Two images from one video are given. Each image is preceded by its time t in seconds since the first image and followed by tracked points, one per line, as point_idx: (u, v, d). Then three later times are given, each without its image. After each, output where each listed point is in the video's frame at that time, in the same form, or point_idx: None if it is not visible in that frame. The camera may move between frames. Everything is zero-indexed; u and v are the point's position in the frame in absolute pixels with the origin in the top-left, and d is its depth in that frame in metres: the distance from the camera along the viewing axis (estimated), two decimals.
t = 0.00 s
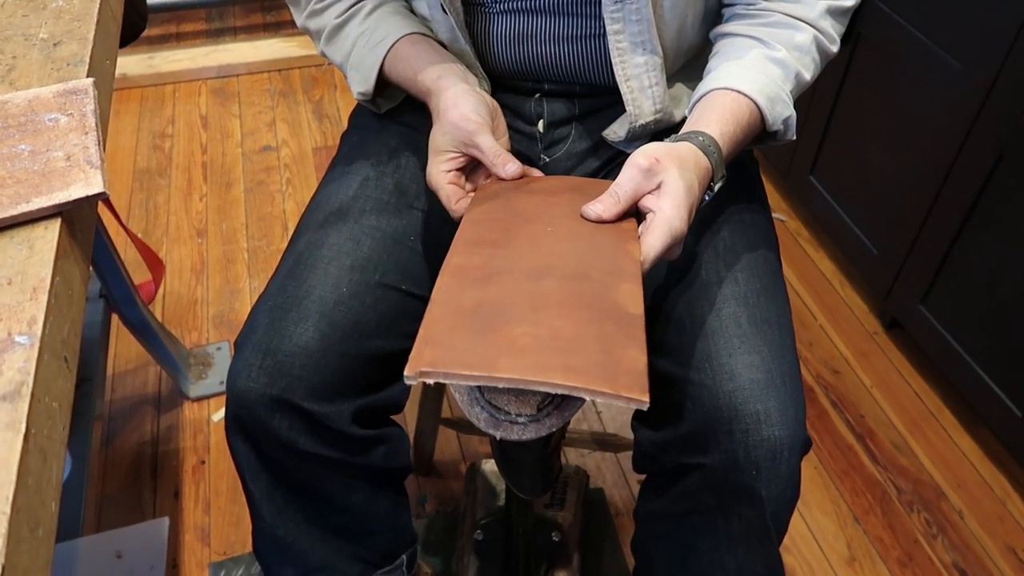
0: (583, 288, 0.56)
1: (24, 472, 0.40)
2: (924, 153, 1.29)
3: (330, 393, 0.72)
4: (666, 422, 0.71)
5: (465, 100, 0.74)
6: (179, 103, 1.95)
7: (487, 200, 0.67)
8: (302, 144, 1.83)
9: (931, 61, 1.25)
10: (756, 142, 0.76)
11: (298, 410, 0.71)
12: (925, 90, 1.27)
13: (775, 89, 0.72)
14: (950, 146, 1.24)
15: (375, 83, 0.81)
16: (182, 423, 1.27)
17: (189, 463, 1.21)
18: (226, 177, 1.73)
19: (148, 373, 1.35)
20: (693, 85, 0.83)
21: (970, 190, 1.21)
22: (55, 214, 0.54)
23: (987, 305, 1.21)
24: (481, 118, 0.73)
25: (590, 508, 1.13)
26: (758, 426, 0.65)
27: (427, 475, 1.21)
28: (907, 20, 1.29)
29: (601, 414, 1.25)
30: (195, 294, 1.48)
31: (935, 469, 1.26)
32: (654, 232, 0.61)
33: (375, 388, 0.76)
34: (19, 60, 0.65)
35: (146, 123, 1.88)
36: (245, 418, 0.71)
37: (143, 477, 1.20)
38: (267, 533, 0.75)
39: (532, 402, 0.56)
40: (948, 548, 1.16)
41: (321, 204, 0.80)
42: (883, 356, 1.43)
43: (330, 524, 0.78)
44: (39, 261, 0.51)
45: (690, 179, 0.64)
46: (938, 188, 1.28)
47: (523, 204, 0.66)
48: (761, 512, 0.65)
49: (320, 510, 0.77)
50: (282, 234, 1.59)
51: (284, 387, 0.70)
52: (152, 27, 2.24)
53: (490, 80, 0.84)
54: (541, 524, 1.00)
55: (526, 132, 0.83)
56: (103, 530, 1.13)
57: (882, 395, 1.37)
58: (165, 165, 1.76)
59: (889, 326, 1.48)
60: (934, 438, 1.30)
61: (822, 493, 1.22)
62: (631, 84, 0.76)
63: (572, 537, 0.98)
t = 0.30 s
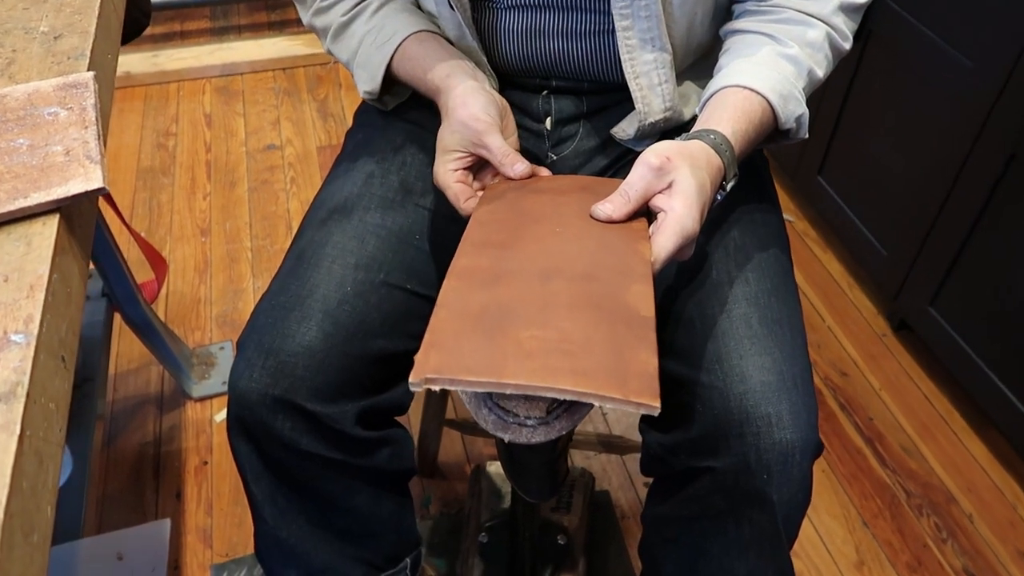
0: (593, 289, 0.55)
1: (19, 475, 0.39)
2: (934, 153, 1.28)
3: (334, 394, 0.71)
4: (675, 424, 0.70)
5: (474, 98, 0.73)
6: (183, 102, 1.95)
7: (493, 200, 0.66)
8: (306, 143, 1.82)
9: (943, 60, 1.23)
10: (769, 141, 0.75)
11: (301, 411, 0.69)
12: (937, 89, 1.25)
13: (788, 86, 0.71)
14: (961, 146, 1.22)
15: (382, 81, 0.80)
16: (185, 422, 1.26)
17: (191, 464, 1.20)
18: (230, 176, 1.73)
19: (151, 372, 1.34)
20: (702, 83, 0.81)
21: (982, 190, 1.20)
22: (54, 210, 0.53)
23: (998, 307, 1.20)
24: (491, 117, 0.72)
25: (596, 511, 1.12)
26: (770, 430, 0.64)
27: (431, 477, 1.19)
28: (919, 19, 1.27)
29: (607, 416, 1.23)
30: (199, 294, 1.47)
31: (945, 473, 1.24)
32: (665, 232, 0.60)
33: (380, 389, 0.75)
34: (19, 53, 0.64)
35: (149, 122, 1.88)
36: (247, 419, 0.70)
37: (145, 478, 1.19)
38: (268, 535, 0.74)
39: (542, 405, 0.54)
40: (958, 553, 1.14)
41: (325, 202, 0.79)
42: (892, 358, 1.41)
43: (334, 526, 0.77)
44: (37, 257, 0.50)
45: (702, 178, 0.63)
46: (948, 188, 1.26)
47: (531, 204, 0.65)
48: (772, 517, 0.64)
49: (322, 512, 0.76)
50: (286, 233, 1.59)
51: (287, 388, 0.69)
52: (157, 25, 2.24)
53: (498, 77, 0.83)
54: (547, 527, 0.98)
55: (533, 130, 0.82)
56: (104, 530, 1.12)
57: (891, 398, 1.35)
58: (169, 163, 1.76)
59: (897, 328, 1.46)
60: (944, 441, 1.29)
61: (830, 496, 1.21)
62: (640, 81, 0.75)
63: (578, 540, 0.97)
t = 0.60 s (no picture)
0: (603, 291, 0.54)
1: (13, 476, 0.38)
2: (944, 148, 1.26)
3: (336, 392, 0.70)
4: (684, 421, 0.68)
5: (482, 89, 0.73)
6: (185, 99, 1.94)
7: (500, 197, 0.65)
8: (309, 140, 1.80)
9: (953, 54, 1.22)
10: (780, 131, 0.73)
11: (303, 409, 0.68)
12: (948, 84, 1.24)
13: (800, 75, 0.69)
14: (972, 140, 1.21)
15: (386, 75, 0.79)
16: (188, 421, 1.25)
17: (194, 463, 1.19)
18: (232, 173, 1.72)
19: (153, 370, 1.33)
20: (711, 76, 0.80)
21: (993, 186, 1.18)
22: (50, 203, 0.52)
23: (1010, 304, 1.18)
24: (499, 108, 0.71)
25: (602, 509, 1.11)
26: (781, 427, 0.63)
27: (436, 475, 1.18)
28: (930, 12, 1.26)
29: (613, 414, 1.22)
30: (201, 292, 1.46)
31: (955, 470, 1.23)
32: (679, 228, 0.59)
33: (383, 387, 0.73)
34: (16, 45, 0.64)
35: (151, 119, 1.87)
36: (248, 416, 0.69)
37: (148, 477, 1.18)
38: (271, 534, 0.73)
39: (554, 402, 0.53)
40: (969, 552, 1.13)
41: (328, 197, 0.77)
42: (900, 355, 1.40)
43: (337, 526, 0.76)
44: (33, 252, 0.49)
45: (715, 171, 0.62)
46: (959, 184, 1.25)
47: (539, 202, 0.64)
48: (783, 516, 0.63)
49: (325, 511, 0.75)
50: (289, 230, 1.57)
51: (288, 385, 0.68)
52: (159, 22, 2.23)
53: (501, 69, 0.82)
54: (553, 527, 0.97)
55: (538, 123, 0.81)
56: (107, 529, 1.11)
57: (900, 394, 1.34)
58: (171, 160, 1.75)
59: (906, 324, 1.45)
60: (953, 439, 1.27)
61: (839, 494, 1.19)
62: (646, 73, 0.73)
63: (585, 539, 0.96)
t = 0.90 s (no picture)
0: (607, 283, 0.53)
1: (5, 461, 0.39)
2: (950, 138, 1.25)
3: (336, 383, 0.69)
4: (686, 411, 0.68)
5: (463, 92, 0.70)
6: (185, 93, 1.93)
7: (501, 188, 0.65)
8: (310, 134, 1.80)
9: (959, 42, 1.21)
10: (784, 117, 0.72)
11: (303, 400, 0.68)
12: (953, 73, 1.23)
13: (804, 60, 0.68)
14: (977, 129, 1.20)
15: (372, 71, 0.78)
16: (189, 416, 1.24)
17: (196, 458, 1.19)
18: (233, 167, 1.71)
19: (154, 365, 1.32)
20: (714, 62, 0.79)
21: (999, 176, 1.17)
22: (42, 188, 0.53)
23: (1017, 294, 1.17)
24: (476, 112, 0.68)
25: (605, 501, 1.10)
26: (784, 416, 0.62)
27: (439, 469, 1.18)
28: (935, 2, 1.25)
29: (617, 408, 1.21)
30: (202, 286, 1.46)
31: (960, 462, 1.22)
32: (683, 213, 0.58)
33: (384, 378, 0.73)
34: (10, 31, 0.66)
35: (152, 114, 1.86)
36: (248, 408, 0.68)
37: (149, 471, 1.18)
38: (272, 527, 0.73)
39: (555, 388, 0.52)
40: (976, 545, 1.12)
41: (328, 187, 0.77)
42: (905, 347, 1.39)
43: (338, 519, 0.75)
44: (24, 237, 0.50)
45: (717, 155, 0.61)
46: (964, 175, 1.24)
47: (542, 192, 0.63)
48: (787, 507, 0.62)
49: (326, 504, 0.74)
50: (290, 225, 1.57)
51: (288, 376, 0.67)
52: (158, 17, 2.22)
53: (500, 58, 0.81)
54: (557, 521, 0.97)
55: (540, 112, 0.80)
56: (108, 524, 1.11)
57: (905, 386, 1.33)
58: (172, 155, 1.74)
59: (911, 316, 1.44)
60: (959, 431, 1.26)
61: (844, 487, 1.19)
62: (649, 59, 0.73)
63: (588, 533, 0.96)
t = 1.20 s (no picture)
0: (610, 273, 0.52)
1: None
2: (954, 132, 1.24)
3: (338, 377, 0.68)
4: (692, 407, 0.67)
5: (440, 143, 0.62)
6: (186, 90, 1.92)
7: (503, 181, 0.64)
8: (311, 130, 1.79)
9: (964, 34, 1.20)
10: (791, 107, 0.72)
11: (305, 395, 0.67)
12: (957, 66, 1.22)
13: (812, 47, 0.68)
14: (982, 123, 1.19)
15: (345, 107, 0.70)
16: (189, 413, 1.24)
17: (197, 454, 1.18)
18: (234, 164, 1.70)
19: (155, 362, 1.32)
20: (720, 52, 0.78)
21: (1004, 169, 1.16)
22: (39, 175, 0.53)
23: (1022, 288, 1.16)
24: (455, 167, 0.60)
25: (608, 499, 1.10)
26: (791, 410, 0.61)
27: (441, 466, 1.17)
28: None
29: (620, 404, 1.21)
30: (203, 283, 1.45)
31: (965, 458, 1.21)
32: (687, 201, 0.57)
33: (386, 371, 0.72)
34: (8, 19, 0.67)
35: (152, 111, 1.85)
36: (251, 404, 0.67)
37: (150, 468, 1.17)
38: (275, 524, 0.72)
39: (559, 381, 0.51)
40: (981, 541, 1.12)
41: (330, 180, 0.76)
42: (910, 342, 1.38)
43: (341, 517, 0.74)
44: (21, 225, 0.49)
45: (723, 143, 0.60)
46: (969, 169, 1.23)
47: (545, 183, 0.62)
48: (794, 502, 0.61)
49: (329, 501, 0.74)
50: (291, 221, 1.56)
51: (291, 371, 0.66)
52: (159, 13, 2.21)
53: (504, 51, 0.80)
54: (561, 517, 0.96)
55: (544, 104, 0.79)
56: (108, 521, 1.10)
57: (909, 382, 1.32)
58: (172, 152, 1.73)
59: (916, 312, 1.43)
60: (964, 426, 1.26)
61: (849, 483, 1.18)
62: (656, 48, 0.72)
63: (591, 529, 0.95)
